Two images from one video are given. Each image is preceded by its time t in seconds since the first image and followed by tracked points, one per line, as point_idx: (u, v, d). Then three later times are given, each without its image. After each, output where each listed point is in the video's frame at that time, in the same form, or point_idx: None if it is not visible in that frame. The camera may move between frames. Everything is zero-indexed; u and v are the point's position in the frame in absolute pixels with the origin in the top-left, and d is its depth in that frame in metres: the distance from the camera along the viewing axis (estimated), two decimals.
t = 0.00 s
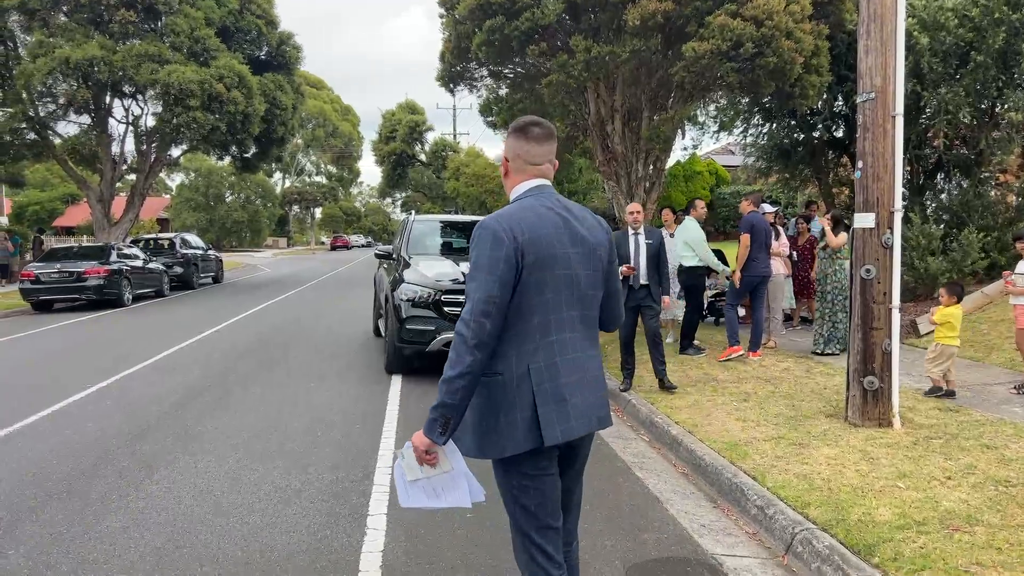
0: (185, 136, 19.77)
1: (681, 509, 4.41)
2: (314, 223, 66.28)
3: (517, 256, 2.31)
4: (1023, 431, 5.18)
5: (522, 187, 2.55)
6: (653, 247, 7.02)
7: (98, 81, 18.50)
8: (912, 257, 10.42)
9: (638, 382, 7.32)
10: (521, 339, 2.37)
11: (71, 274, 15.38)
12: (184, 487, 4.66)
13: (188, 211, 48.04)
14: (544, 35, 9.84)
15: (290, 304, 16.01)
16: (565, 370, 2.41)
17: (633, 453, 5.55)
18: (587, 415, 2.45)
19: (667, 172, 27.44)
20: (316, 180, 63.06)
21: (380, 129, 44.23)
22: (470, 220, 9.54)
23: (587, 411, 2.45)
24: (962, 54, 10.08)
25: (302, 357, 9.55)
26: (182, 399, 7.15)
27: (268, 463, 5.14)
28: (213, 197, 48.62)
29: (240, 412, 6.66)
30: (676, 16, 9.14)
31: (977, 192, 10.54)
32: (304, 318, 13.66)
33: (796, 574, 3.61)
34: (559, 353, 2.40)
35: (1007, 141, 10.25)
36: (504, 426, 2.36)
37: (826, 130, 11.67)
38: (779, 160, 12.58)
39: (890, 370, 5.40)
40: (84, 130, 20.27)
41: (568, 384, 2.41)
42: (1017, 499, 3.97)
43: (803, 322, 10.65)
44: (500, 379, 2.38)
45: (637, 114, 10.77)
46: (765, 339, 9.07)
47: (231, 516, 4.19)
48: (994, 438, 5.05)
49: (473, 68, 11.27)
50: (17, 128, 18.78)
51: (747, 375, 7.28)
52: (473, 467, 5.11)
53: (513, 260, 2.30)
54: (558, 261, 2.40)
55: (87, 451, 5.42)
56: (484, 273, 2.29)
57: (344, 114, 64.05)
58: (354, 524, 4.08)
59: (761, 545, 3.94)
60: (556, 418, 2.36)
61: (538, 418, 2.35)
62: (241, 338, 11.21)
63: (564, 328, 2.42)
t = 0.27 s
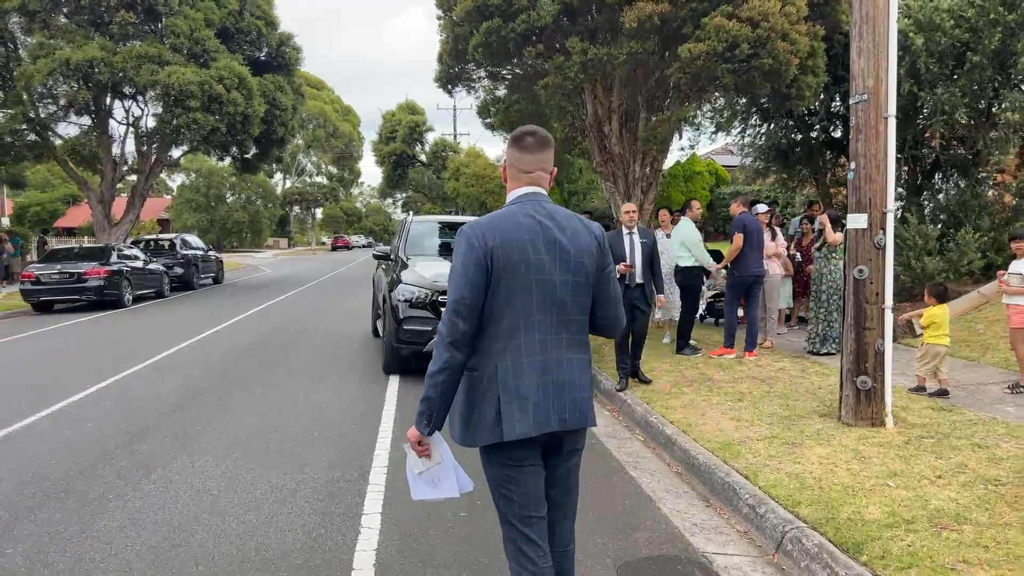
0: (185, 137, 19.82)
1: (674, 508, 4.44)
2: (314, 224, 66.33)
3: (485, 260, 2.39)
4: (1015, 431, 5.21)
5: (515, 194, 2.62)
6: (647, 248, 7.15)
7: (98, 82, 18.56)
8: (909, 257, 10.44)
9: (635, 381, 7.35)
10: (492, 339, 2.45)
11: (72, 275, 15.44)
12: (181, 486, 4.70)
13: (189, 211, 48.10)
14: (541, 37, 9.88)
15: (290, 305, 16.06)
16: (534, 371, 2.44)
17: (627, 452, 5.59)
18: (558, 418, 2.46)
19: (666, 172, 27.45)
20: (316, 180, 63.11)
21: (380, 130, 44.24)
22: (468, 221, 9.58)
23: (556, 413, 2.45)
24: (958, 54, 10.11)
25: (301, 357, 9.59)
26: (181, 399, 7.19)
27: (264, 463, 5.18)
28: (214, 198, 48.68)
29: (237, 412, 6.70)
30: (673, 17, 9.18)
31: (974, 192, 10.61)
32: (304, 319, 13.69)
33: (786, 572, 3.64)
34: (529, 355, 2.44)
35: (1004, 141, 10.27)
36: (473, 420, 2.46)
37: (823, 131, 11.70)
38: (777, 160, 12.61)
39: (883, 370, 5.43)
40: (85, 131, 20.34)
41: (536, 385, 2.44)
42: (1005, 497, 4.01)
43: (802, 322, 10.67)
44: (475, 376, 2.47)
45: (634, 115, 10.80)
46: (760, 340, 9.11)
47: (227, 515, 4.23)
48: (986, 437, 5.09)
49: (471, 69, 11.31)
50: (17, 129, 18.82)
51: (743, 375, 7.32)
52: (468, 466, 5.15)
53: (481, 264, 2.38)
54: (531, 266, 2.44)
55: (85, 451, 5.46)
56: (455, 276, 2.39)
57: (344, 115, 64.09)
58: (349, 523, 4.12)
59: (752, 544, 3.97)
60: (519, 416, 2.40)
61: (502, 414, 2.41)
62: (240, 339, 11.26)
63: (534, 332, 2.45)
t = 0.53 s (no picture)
0: (185, 138, 19.88)
1: (663, 507, 4.48)
2: (315, 224, 66.41)
3: (462, 261, 2.55)
4: (1003, 430, 5.25)
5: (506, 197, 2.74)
6: (643, 249, 7.21)
7: (98, 83, 18.64)
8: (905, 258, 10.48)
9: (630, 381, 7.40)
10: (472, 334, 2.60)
11: (72, 276, 15.50)
12: (175, 485, 4.76)
13: (190, 212, 48.20)
14: (537, 38, 9.94)
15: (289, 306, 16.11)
16: (507, 367, 2.54)
17: (619, 452, 5.63)
18: (530, 412, 2.55)
19: (666, 173, 27.47)
20: (317, 181, 63.20)
21: (381, 131, 44.28)
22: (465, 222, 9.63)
23: (526, 408, 2.54)
24: (952, 56, 10.14)
25: (299, 358, 9.65)
26: (179, 399, 7.25)
27: (259, 462, 5.23)
28: (214, 199, 48.79)
29: (233, 412, 6.75)
30: (667, 20, 9.24)
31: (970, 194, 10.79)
32: (303, 320, 13.74)
33: (772, 570, 3.68)
34: (501, 351, 2.55)
35: (1000, 143, 10.21)
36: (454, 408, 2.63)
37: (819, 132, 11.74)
38: (774, 161, 12.66)
39: (872, 370, 5.48)
40: (85, 132, 20.42)
41: (508, 380, 2.54)
42: (990, 496, 4.05)
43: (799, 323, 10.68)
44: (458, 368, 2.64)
45: (630, 117, 10.85)
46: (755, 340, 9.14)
47: (221, 513, 4.29)
48: (974, 437, 5.13)
49: (468, 71, 11.36)
50: (18, 131, 18.90)
51: (737, 375, 7.37)
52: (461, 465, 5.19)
53: (458, 265, 2.54)
54: (506, 268, 2.55)
55: (83, 450, 5.52)
56: (437, 275, 2.57)
57: (345, 116, 64.15)
58: (340, 521, 4.16)
59: (739, 542, 4.01)
60: (489, 408, 2.53)
61: (475, 404, 2.56)
62: (239, 339, 11.31)
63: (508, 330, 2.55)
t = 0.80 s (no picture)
0: (185, 138, 19.94)
1: (652, 503, 4.53)
2: (316, 225, 66.48)
3: (446, 258, 2.70)
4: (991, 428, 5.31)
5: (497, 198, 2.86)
6: (642, 248, 7.28)
7: (98, 83, 18.71)
8: (900, 257, 10.52)
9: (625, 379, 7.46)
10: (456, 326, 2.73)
11: (72, 276, 15.57)
12: (171, 481, 4.81)
13: (191, 212, 48.30)
14: (534, 39, 10.00)
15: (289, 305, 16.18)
16: (485, 359, 2.64)
17: (612, 449, 5.68)
18: (507, 402, 2.64)
19: (665, 173, 27.52)
20: (318, 181, 63.30)
21: (381, 131, 44.35)
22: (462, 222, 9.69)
23: (502, 398, 2.63)
24: (947, 56, 10.18)
25: (297, 357, 9.71)
26: (176, 397, 7.31)
27: (254, 459, 5.28)
28: (215, 199, 48.88)
29: (230, 410, 6.80)
30: (662, 20, 9.30)
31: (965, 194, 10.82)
32: (302, 319, 13.80)
33: (758, 564, 3.72)
34: (479, 343, 2.65)
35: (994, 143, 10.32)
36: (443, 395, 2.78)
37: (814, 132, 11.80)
38: (770, 162, 12.72)
39: (863, 369, 5.52)
40: (86, 132, 20.49)
41: (485, 371, 2.64)
42: (975, 492, 4.10)
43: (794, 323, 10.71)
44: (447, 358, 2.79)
45: (627, 117, 10.92)
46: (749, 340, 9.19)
47: (215, 508, 4.34)
48: (962, 434, 5.17)
49: (465, 72, 11.42)
50: (19, 131, 18.97)
51: (730, 373, 7.42)
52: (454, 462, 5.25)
53: (442, 261, 2.69)
54: (484, 265, 2.66)
55: (80, 447, 5.57)
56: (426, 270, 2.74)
57: (346, 116, 64.22)
58: (333, 516, 4.22)
59: (727, 537, 4.06)
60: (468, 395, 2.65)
61: (456, 392, 2.69)
62: (237, 339, 11.37)
63: (486, 323, 2.65)
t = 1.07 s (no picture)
0: (186, 138, 20.00)
1: (645, 500, 4.58)
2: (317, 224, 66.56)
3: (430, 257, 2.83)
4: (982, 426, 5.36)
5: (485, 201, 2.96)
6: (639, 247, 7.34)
7: (99, 84, 18.77)
8: (898, 257, 10.55)
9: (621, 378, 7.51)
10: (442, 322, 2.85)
11: (73, 275, 15.63)
12: (169, 478, 4.85)
13: (193, 212, 48.38)
14: (531, 40, 10.04)
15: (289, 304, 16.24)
16: (463, 353, 2.74)
17: (606, 447, 5.73)
18: (485, 394, 2.72)
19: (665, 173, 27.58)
20: (319, 181, 63.38)
21: (382, 131, 44.41)
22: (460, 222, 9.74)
23: (479, 391, 2.71)
24: (943, 57, 10.21)
25: (296, 356, 9.76)
26: (176, 395, 7.36)
27: (252, 456, 5.34)
28: (216, 199, 48.96)
29: (228, 408, 6.85)
30: (659, 21, 9.34)
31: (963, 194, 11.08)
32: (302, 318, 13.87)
33: (748, 559, 3.76)
34: (458, 339, 2.75)
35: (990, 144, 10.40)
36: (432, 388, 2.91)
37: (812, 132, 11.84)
38: (768, 161, 12.77)
39: (855, 367, 5.56)
40: (87, 132, 20.56)
41: (464, 365, 2.73)
42: (964, 489, 4.15)
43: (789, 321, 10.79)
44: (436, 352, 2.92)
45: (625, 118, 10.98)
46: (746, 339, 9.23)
47: (212, 504, 4.39)
48: (953, 432, 5.23)
49: (464, 72, 11.46)
50: (20, 131, 19.04)
51: (726, 372, 7.47)
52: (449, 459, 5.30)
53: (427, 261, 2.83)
54: (463, 263, 2.76)
55: (80, 445, 5.62)
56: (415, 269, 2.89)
57: (347, 115, 64.29)
58: (328, 513, 4.27)
59: (717, 533, 4.10)
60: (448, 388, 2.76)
61: (440, 384, 2.81)
62: (237, 338, 11.43)
63: (464, 319, 2.75)
